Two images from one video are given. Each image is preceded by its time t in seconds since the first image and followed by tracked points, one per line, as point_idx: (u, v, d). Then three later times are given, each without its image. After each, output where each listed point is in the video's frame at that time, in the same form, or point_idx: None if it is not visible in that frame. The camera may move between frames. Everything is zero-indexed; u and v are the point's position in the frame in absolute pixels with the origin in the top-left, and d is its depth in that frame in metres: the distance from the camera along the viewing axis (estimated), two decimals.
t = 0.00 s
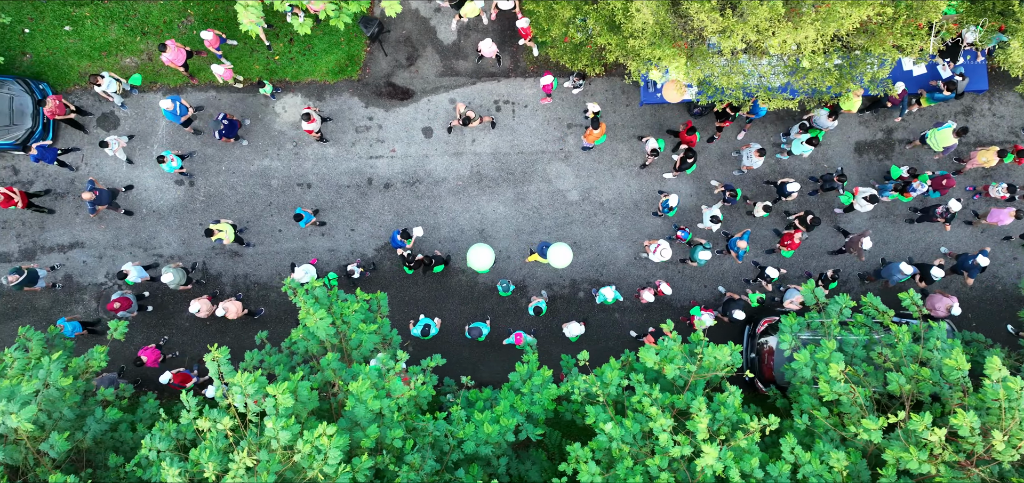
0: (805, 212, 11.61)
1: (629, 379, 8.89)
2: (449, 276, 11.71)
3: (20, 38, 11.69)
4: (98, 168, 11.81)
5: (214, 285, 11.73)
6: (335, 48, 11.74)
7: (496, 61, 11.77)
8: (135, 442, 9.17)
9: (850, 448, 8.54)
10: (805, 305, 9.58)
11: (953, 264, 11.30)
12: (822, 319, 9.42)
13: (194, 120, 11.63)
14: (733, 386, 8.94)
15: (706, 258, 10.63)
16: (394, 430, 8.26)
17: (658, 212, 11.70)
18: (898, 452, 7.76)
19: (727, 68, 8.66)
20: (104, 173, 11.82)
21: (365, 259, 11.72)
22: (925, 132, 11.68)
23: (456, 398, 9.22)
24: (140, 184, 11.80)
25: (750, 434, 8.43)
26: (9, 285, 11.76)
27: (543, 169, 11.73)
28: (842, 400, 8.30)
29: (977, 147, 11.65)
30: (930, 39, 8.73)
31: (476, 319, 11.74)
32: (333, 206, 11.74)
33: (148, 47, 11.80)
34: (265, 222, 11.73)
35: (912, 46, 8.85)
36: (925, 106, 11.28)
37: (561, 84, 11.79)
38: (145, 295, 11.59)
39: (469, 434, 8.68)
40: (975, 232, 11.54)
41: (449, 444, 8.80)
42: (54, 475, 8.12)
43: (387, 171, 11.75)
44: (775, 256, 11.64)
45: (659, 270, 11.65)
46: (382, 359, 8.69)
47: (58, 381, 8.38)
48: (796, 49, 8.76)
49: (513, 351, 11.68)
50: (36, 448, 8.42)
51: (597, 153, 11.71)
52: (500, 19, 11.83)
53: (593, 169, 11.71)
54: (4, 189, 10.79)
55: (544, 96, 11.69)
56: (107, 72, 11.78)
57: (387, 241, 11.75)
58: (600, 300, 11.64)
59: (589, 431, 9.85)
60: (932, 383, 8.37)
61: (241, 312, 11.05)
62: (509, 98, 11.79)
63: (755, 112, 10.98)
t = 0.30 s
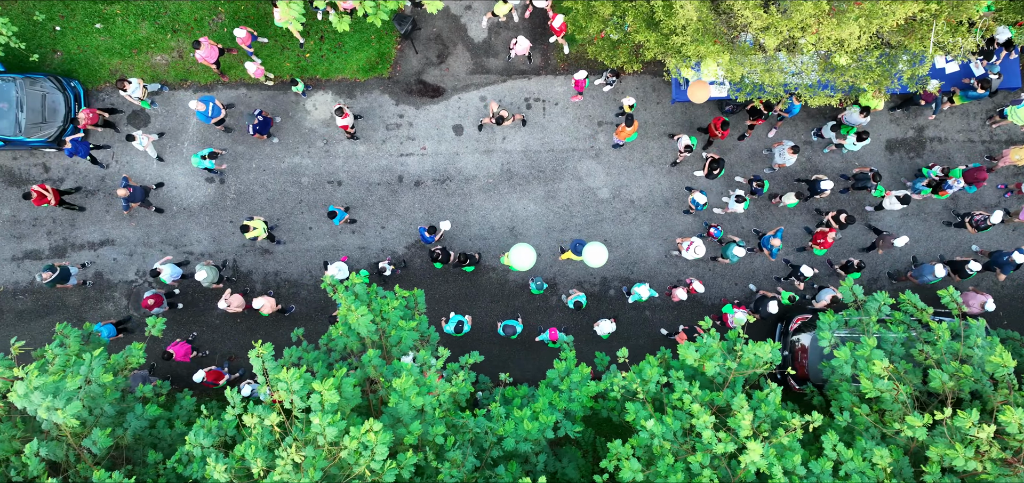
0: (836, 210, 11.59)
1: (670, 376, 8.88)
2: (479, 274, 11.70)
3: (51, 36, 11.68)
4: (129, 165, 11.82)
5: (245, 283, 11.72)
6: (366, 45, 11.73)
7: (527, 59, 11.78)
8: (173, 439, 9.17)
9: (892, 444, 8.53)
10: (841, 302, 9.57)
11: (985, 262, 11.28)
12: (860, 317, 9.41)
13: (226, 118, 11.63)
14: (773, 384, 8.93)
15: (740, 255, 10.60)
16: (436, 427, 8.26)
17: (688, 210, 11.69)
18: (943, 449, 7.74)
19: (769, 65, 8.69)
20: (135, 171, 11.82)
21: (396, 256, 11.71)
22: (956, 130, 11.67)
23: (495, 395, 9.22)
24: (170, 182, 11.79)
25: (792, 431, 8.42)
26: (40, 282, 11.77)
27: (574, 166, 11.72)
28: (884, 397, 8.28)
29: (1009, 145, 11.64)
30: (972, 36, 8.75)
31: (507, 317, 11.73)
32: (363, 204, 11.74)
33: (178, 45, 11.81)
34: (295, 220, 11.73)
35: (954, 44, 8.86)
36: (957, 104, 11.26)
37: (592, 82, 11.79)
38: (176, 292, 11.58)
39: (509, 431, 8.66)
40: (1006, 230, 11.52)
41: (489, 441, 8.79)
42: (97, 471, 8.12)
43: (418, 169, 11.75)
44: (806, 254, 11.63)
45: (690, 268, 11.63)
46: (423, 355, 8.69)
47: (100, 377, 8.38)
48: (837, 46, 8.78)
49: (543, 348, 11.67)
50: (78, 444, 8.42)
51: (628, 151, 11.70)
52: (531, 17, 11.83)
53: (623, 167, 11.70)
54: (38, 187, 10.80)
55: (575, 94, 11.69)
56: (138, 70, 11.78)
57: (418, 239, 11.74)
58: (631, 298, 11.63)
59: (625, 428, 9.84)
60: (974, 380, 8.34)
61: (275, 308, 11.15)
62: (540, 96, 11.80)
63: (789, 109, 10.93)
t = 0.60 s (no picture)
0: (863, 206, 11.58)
1: (704, 370, 8.87)
2: (506, 270, 11.70)
3: (78, 32, 11.69)
4: (156, 161, 11.83)
5: (271, 278, 11.73)
6: (393, 41, 11.73)
7: (554, 54, 11.80)
8: (207, 433, 9.18)
9: (928, 439, 8.51)
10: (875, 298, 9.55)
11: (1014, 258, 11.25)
12: (894, 312, 9.38)
13: (254, 113, 11.65)
14: (807, 379, 8.91)
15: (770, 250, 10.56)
16: (473, 421, 8.26)
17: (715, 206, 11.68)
18: (983, 444, 7.71)
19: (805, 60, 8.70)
20: (162, 167, 11.84)
21: (423, 252, 11.71)
22: (983, 126, 11.66)
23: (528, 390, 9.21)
24: (197, 177, 11.80)
25: (828, 426, 8.40)
26: (67, 278, 11.78)
27: (600, 162, 11.72)
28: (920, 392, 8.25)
29: None
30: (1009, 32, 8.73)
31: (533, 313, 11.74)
32: (390, 200, 11.74)
33: (206, 41, 11.83)
34: (322, 215, 11.74)
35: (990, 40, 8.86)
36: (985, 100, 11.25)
37: (619, 78, 11.79)
38: (203, 288, 11.59)
39: (544, 425, 8.64)
40: None
41: (525, 436, 8.79)
42: (135, 465, 8.12)
43: (445, 164, 11.76)
44: (833, 251, 11.63)
45: (717, 264, 11.62)
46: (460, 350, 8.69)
47: (137, 371, 8.39)
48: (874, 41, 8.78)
49: (570, 344, 11.68)
50: (115, 438, 8.44)
51: (655, 147, 11.71)
52: (558, 12, 11.85)
53: (650, 163, 11.70)
54: (67, 181, 10.78)
55: (602, 90, 11.70)
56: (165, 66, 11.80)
57: (444, 235, 11.74)
58: (658, 295, 11.62)
59: (656, 424, 9.84)
60: (1011, 375, 8.30)
61: (303, 306, 11.25)
62: (567, 92, 11.81)
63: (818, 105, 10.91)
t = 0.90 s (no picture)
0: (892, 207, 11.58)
1: (742, 372, 8.87)
2: (535, 271, 11.70)
3: (107, 33, 11.69)
4: (184, 162, 11.85)
5: (300, 279, 11.74)
6: (421, 42, 11.73)
7: (582, 56, 11.82)
8: (242, 434, 9.19)
9: (967, 441, 8.50)
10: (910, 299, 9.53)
11: None
12: (929, 314, 9.35)
13: (283, 114, 11.66)
14: (845, 380, 8.90)
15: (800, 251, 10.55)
16: (512, 422, 8.26)
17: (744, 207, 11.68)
18: None
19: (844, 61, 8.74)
20: (190, 167, 11.86)
21: (451, 253, 11.72)
22: (1013, 127, 11.65)
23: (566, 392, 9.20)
24: (226, 178, 11.81)
25: (867, 428, 8.39)
26: (95, 279, 11.80)
27: (629, 163, 11.73)
28: (960, 394, 8.24)
29: None
30: None
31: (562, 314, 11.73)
32: (419, 201, 11.75)
33: (235, 42, 11.84)
34: (351, 216, 11.75)
35: None
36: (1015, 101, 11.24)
37: (647, 79, 11.79)
38: (232, 289, 11.61)
39: (582, 427, 8.64)
40: None
41: (562, 437, 8.79)
42: (176, 466, 8.12)
43: (473, 165, 11.77)
44: (862, 253, 11.63)
45: (745, 265, 11.62)
46: (499, 351, 8.69)
47: (177, 372, 8.40)
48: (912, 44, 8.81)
49: (599, 345, 11.67)
50: (154, 439, 8.45)
51: (684, 148, 11.71)
52: (586, 14, 11.85)
53: (679, 164, 11.71)
54: (97, 183, 10.84)
55: (631, 91, 11.70)
56: (193, 67, 11.81)
57: (473, 236, 11.74)
58: (687, 296, 11.62)
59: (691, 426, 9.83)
60: None
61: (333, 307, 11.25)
62: (596, 93, 11.82)
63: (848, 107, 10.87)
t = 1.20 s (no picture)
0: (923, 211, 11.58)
1: (782, 376, 8.87)
2: (566, 273, 11.71)
3: (138, 36, 11.69)
4: (215, 165, 11.88)
5: (331, 282, 11.76)
6: (452, 45, 11.73)
7: (613, 59, 11.83)
8: (282, 437, 9.19)
9: (1009, 446, 8.48)
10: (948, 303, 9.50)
11: None
12: (968, 317, 9.33)
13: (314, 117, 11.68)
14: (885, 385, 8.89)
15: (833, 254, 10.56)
16: (555, 426, 8.26)
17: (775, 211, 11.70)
18: None
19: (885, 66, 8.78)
20: (221, 170, 11.89)
21: (482, 256, 11.73)
22: None
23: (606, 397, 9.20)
24: (257, 181, 11.81)
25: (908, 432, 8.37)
26: (126, 282, 11.81)
27: (660, 166, 11.74)
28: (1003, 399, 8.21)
29: None
30: None
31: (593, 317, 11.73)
32: (450, 204, 11.76)
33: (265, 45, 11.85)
34: (382, 219, 11.76)
35: None
36: None
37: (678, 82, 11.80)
38: (263, 292, 11.64)
39: (624, 431, 8.64)
40: None
41: (603, 441, 8.79)
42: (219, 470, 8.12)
43: (504, 168, 11.78)
44: (892, 256, 11.63)
45: (776, 268, 11.62)
46: (540, 355, 8.70)
47: (219, 376, 8.41)
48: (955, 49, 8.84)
49: (630, 349, 11.67)
50: (197, 443, 8.46)
51: (715, 151, 11.72)
52: (617, 17, 11.86)
53: (710, 167, 11.72)
54: (130, 186, 10.88)
55: (662, 95, 11.71)
56: (225, 69, 11.83)
57: (503, 239, 11.74)
58: (718, 300, 11.62)
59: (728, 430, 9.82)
60: None
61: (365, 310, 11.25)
62: (627, 96, 11.84)
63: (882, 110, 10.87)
